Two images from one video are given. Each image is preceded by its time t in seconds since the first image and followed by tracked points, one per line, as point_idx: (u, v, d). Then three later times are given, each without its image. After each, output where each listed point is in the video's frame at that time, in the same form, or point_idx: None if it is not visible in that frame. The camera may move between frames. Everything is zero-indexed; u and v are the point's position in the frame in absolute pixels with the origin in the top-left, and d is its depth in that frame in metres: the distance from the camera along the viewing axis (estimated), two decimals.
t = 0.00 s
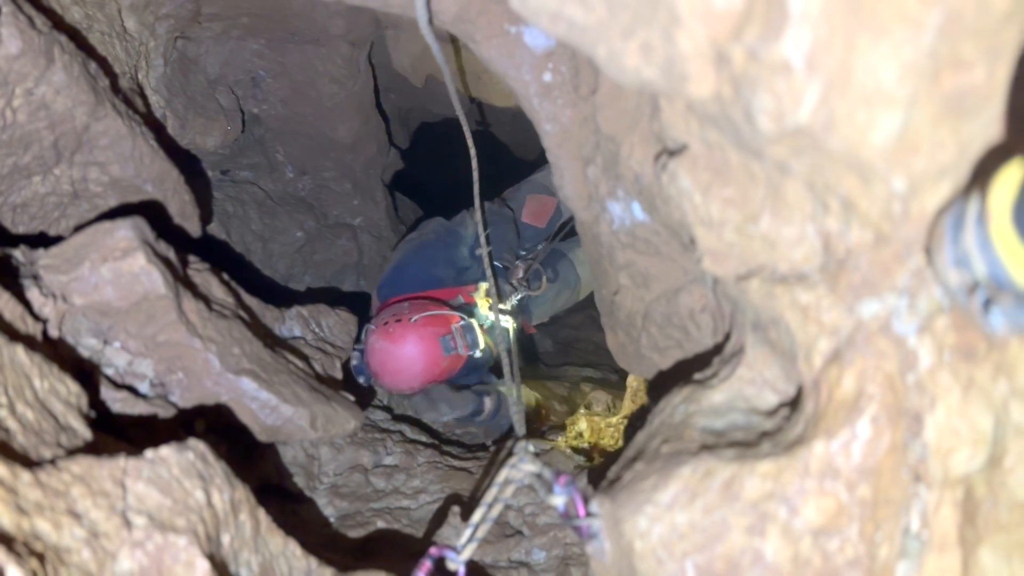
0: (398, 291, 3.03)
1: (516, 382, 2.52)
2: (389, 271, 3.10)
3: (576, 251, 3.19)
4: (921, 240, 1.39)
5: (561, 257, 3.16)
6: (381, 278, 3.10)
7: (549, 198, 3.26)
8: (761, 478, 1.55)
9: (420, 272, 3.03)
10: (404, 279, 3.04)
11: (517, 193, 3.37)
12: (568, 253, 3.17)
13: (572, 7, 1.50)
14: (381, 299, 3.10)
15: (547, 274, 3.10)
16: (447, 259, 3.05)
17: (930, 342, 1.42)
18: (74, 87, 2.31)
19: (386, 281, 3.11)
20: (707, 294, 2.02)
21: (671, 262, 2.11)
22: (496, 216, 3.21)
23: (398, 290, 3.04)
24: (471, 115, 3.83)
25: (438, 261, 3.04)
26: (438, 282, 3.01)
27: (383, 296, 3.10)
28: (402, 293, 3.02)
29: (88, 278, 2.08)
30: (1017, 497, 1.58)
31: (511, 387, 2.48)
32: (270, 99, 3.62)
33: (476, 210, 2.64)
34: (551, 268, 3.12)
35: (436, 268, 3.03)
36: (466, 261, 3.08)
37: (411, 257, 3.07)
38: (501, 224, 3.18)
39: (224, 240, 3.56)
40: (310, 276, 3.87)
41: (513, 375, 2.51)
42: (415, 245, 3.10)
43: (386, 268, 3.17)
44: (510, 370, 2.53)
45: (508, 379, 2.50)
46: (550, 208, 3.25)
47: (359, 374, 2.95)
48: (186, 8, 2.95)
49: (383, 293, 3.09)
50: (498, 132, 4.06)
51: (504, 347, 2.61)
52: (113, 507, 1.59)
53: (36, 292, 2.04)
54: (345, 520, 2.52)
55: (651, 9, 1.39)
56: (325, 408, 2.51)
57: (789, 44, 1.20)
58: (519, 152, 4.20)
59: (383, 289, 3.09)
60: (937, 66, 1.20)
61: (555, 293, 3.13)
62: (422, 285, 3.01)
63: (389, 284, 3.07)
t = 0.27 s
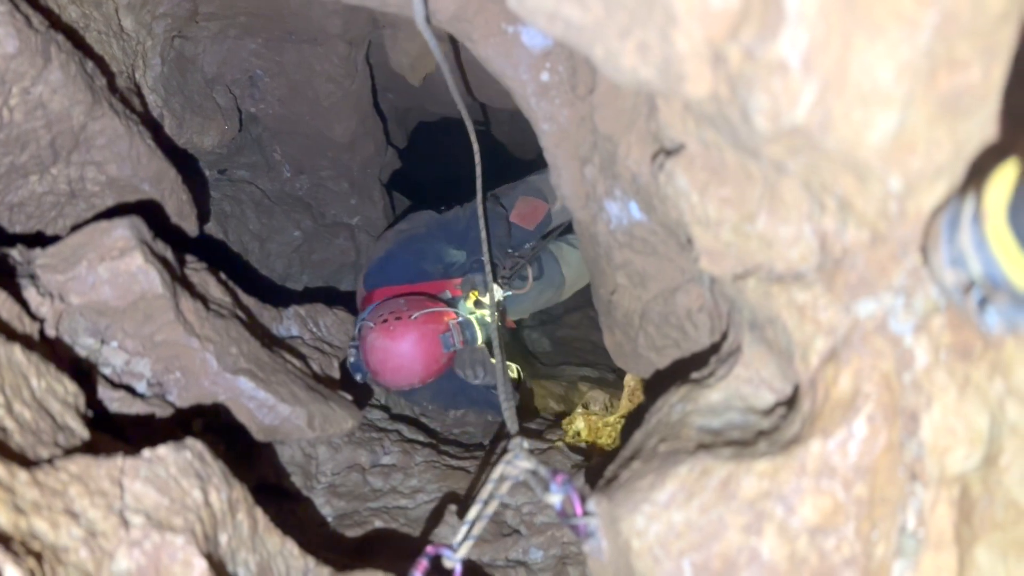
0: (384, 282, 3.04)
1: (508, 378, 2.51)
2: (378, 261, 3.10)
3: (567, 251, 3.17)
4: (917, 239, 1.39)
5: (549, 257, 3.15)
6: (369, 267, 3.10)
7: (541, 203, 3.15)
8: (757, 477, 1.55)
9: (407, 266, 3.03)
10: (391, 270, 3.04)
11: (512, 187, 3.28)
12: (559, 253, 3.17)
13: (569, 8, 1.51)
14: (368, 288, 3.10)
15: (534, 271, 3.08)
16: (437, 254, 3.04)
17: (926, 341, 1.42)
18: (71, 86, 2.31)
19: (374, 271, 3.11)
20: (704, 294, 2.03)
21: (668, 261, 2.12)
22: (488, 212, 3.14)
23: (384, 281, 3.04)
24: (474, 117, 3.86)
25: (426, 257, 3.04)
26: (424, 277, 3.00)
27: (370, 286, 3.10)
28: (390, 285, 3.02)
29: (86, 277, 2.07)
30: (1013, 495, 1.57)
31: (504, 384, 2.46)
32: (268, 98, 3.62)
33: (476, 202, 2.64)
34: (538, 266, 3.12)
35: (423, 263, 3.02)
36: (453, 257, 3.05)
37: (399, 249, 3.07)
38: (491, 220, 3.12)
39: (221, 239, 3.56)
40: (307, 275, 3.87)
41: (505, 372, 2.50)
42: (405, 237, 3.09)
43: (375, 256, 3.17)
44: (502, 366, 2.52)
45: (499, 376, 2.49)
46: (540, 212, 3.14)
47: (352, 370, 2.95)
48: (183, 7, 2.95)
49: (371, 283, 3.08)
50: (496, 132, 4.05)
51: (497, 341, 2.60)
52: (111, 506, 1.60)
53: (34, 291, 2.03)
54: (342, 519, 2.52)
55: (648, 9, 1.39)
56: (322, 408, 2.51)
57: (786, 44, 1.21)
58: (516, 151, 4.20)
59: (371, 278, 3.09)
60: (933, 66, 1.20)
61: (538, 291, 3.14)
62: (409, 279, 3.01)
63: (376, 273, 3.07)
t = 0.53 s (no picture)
0: (385, 274, 3.01)
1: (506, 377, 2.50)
2: (379, 250, 3.05)
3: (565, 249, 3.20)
4: (915, 239, 1.39)
5: (547, 255, 3.18)
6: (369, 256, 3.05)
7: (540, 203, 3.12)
8: (756, 476, 1.56)
9: (408, 259, 3.01)
10: (392, 263, 3.01)
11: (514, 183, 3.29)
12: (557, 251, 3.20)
13: (567, 8, 1.51)
14: (367, 277, 3.06)
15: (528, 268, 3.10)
16: (438, 249, 3.04)
17: (924, 341, 1.43)
18: (69, 86, 2.30)
19: (374, 260, 3.07)
20: (702, 293, 2.03)
21: (667, 261, 2.12)
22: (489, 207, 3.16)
23: (385, 273, 3.01)
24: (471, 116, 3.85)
25: (427, 251, 3.03)
26: (425, 271, 3.00)
27: (369, 276, 3.06)
28: (390, 278, 3.00)
29: (84, 277, 2.07)
30: (1010, 493, 1.57)
31: (501, 382, 2.46)
32: (266, 98, 3.61)
33: (472, 199, 2.63)
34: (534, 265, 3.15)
35: (425, 258, 3.02)
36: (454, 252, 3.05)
37: (401, 242, 3.03)
38: (492, 216, 3.13)
39: (220, 239, 3.55)
40: (306, 274, 3.91)
41: (502, 370, 2.49)
42: (406, 229, 3.06)
43: (374, 243, 3.12)
44: (498, 364, 2.52)
45: (496, 373, 2.49)
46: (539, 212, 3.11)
47: (353, 362, 2.95)
48: (182, 6, 2.95)
49: (370, 273, 3.05)
50: (494, 132, 4.05)
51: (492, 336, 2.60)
52: (109, 506, 1.60)
53: (32, 291, 2.03)
54: (340, 519, 2.52)
55: (646, 9, 1.39)
56: (321, 408, 2.51)
57: (784, 43, 1.21)
58: (515, 151, 4.20)
59: (371, 268, 3.06)
60: (930, 66, 1.21)
61: (530, 288, 3.18)
62: (410, 273, 2.99)
63: (376, 264, 3.04)
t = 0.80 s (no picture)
0: (391, 263, 2.96)
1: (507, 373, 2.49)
2: (385, 239, 3.00)
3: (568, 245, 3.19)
4: (914, 239, 1.39)
5: (549, 250, 3.18)
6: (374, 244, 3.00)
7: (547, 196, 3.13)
8: (755, 477, 1.56)
9: (414, 249, 2.97)
10: (398, 252, 2.96)
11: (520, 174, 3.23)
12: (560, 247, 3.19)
13: (567, 7, 1.51)
14: (372, 266, 3.01)
15: (529, 267, 3.15)
16: (445, 240, 3.00)
17: (923, 341, 1.42)
18: (68, 85, 2.30)
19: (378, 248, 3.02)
20: (702, 293, 2.03)
21: (666, 261, 2.12)
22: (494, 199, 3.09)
23: (391, 262, 2.96)
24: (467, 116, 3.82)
25: (434, 241, 2.99)
26: (432, 262, 2.97)
27: (373, 262, 3.01)
28: (396, 267, 2.95)
29: (83, 277, 2.07)
30: (1009, 493, 1.57)
31: (501, 379, 2.45)
32: (265, 98, 3.61)
33: (468, 193, 2.60)
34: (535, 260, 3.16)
35: (431, 248, 2.98)
36: (460, 243, 3.01)
37: (408, 231, 2.98)
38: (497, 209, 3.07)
39: (218, 239, 3.55)
40: (304, 274, 3.90)
41: (502, 368, 2.49)
42: (412, 218, 3.00)
43: (379, 231, 3.06)
44: (498, 361, 2.52)
45: (497, 369, 2.48)
46: (545, 205, 3.10)
47: (360, 348, 2.95)
48: (181, 6, 2.95)
49: (376, 262, 3.00)
50: (492, 131, 4.05)
51: (492, 330, 2.59)
52: (108, 506, 1.59)
53: (31, 291, 2.03)
54: (339, 519, 2.52)
55: (645, 8, 1.39)
56: (319, 408, 2.51)
57: (784, 43, 1.20)
58: (514, 150, 4.19)
59: (376, 257, 3.00)
60: (930, 66, 1.21)
61: (535, 282, 3.24)
62: (416, 263, 2.96)
63: (382, 253, 2.98)
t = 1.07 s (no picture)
0: (397, 255, 2.97)
1: (507, 374, 2.48)
2: (392, 230, 3.00)
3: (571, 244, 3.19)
4: (915, 239, 1.39)
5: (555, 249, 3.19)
6: (381, 235, 3.00)
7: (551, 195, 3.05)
8: (756, 477, 1.56)
9: (421, 242, 2.97)
10: (405, 244, 2.96)
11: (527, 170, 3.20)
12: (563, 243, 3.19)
13: (567, 8, 1.50)
14: (378, 257, 3.02)
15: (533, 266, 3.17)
16: (452, 234, 2.99)
17: (924, 342, 1.42)
18: (68, 86, 2.30)
19: (385, 238, 3.02)
20: (702, 294, 2.03)
21: (667, 261, 2.12)
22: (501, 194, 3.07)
23: (397, 254, 2.97)
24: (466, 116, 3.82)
25: (441, 235, 2.99)
26: (438, 256, 2.97)
27: (381, 251, 3.02)
28: (402, 259, 2.96)
29: (83, 278, 2.07)
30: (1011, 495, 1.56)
31: (501, 379, 2.45)
32: (265, 98, 3.61)
33: (465, 191, 2.58)
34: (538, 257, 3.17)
35: (438, 242, 2.98)
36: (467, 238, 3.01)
37: (416, 224, 2.98)
38: (504, 203, 3.05)
39: (219, 239, 3.55)
40: (304, 274, 3.91)
41: (502, 369, 2.48)
42: (420, 211, 2.99)
43: (387, 221, 3.06)
44: (500, 360, 2.51)
45: (498, 368, 2.48)
46: (553, 205, 3.04)
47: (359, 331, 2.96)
48: (181, 6, 2.95)
49: (382, 253, 3.00)
50: (493, 132, 4.05)
51: (493, 329, 2.58)
52: (108, 507, 1.59)
53: (31, 291, 2.03)
54: (340, 520, 2.52)
55: (646, 8, 1.39)
56: (320, 408, 2.51)
57: (784, 44, 1.20)
58: (514, 150, 4.19)
59: (383, 247, 3.01)
60: (930, 66, 1.20)
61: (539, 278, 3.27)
62: (423, 256, 2.97)
63: (388, 244, 2.99)
